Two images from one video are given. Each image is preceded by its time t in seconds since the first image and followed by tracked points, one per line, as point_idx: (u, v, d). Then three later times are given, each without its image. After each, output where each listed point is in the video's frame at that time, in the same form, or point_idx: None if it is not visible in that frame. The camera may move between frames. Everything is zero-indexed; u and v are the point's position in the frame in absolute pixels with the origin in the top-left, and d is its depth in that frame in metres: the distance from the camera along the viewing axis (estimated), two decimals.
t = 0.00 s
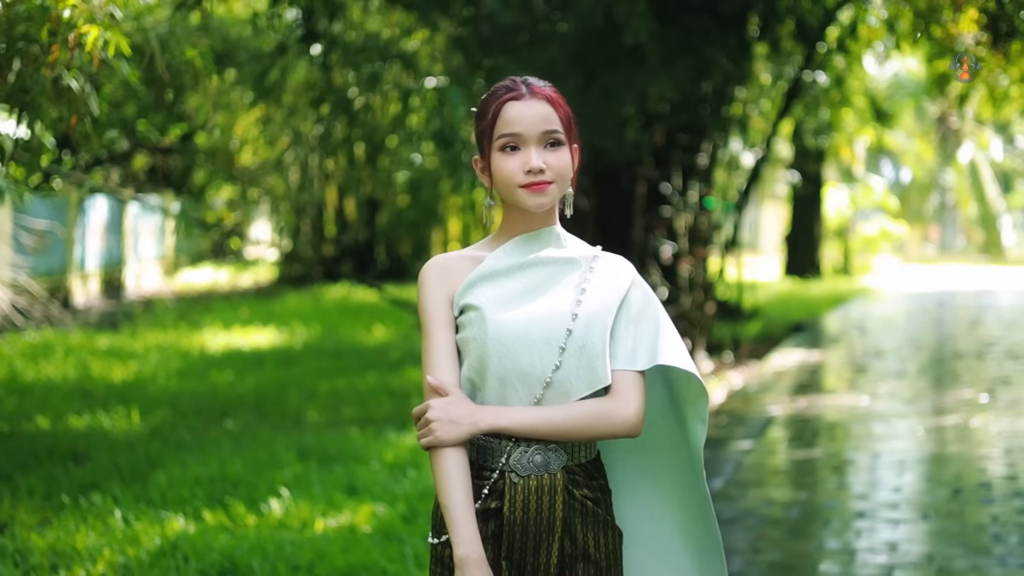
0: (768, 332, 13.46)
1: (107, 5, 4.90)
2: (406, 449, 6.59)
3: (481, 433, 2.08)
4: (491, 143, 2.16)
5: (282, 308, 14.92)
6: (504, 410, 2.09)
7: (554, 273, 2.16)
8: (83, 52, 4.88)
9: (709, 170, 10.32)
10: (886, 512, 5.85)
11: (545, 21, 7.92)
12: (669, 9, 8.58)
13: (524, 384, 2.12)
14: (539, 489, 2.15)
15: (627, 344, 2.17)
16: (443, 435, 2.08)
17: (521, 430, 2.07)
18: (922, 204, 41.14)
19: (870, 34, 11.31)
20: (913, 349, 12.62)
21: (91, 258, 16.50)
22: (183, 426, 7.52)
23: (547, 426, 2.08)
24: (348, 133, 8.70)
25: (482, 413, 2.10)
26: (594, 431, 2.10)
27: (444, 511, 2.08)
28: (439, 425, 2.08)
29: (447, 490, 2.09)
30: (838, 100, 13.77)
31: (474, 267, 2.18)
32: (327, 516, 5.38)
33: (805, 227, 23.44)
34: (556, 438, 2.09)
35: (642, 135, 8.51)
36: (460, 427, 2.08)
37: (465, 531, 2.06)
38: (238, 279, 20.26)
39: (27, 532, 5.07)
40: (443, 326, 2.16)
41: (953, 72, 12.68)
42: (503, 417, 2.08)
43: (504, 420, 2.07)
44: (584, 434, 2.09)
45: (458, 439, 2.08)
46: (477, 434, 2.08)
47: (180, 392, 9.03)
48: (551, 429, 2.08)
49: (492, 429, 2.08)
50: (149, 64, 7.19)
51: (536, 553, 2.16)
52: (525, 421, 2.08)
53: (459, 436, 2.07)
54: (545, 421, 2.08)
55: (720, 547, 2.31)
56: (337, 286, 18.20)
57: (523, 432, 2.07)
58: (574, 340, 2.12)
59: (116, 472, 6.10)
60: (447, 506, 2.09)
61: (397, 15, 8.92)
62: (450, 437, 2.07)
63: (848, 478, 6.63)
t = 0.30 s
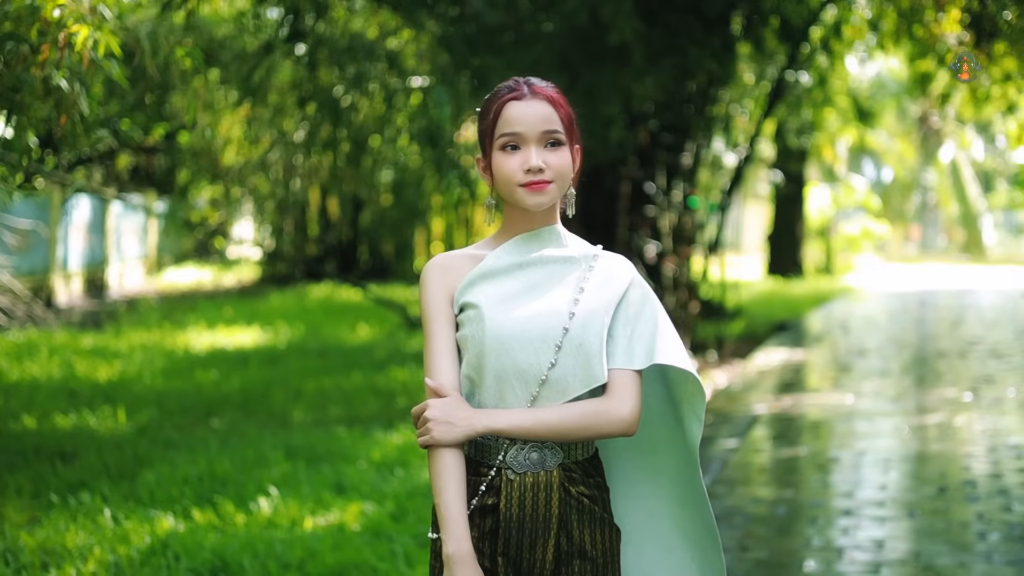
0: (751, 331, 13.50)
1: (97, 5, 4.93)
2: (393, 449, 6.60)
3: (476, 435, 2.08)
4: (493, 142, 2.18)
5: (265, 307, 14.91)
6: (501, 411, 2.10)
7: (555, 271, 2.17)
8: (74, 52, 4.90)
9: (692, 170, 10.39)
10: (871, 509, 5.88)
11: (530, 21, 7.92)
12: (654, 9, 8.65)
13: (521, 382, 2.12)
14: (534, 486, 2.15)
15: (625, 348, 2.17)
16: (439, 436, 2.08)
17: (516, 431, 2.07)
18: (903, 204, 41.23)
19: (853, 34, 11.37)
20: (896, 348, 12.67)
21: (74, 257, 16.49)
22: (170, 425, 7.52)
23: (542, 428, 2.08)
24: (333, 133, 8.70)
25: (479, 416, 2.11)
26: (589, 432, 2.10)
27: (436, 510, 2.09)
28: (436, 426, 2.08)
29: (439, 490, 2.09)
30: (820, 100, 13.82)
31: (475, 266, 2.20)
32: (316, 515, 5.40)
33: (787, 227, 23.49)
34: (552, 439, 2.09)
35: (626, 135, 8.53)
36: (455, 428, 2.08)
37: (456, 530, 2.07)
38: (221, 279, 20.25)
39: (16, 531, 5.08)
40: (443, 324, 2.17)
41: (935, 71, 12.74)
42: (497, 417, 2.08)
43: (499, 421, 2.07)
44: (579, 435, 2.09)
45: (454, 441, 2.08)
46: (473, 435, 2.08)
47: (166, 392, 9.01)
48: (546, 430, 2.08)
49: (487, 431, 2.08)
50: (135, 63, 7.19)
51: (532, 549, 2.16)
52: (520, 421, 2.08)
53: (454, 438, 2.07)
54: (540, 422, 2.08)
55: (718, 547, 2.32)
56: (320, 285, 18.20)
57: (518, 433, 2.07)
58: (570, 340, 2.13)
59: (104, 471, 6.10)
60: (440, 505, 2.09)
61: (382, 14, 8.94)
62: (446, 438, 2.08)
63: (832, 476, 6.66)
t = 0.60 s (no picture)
0: (734, 330, 13.54)
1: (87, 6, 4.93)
2: (378, 448, 6.61)
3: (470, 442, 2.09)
4: (490, 142, 2.19)
5: (248, 306, 14.91)
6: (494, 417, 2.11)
7: (550, 270, 2.18)
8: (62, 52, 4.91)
9: (675, 169, 10.48)
10: (855, 507, 5.91)
11: (514, 21, 8.04)
12: (639, 9, 8.67)
13: (514, 381, 2.13)
14: (527, 483, 2.15)
15: (619, 348, 2.18)
16: (433, 445, 2.09)
17: (509, 434, 2.08)
18: (884, 202, 41.34)
19: (835, 34, 11.43)
20: (878, 347, 12.72)
21: (56, 257, 16.46)
22: (155, 424, 7.53)
23: (534, 429, 2.08)
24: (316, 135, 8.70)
25: (474, 421, 2.11)
26: (582, 431, 2.11)
27: (429, 512, 2.09)
28: (430, 434, 2.09)
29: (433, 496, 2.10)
30: (802, 99, 13.88)
31: (472, 263, 2.21)
32: (303, 514, 5.41)
33: (769, 226, 23.54)
34: (546, 441, 2.09)
35: (609, 134, 8.57)
36: (449, 433, 2.09)
37: (448, 529, 2.07)
38: (203, 278, 20.22)
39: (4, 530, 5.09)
40: (439, 321, 2.19)
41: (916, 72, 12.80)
42: (490, 421, 2.09)
43: (491, 425, 2.08)
44: (571, 434, 2.10)
45: (448, 449, 2.09)
46: (468, 442, 2.09)
47: (150, 391, 9.00)
48: (537, 432, 2.08)
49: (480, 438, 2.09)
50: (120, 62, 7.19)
51: (525, 546, 2.15)
52: (513, 422, 2.08)
53: (448, 446, 2.08)
54: (531, 424, 2.08)
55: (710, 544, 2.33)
56: (303, 285, 18.20)
57: (510, 435, 2.08)
58: (563, 338, 2.13)
59: (90, 470, 6.12)
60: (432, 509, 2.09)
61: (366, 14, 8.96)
62: (440, 445, 2.08)
63: (815, 473, 6.70)
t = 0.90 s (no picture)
0: (719, 329, 13.57)
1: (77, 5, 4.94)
2: (366, 447, 6.62)
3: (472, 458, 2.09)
4: (491, 139, 2.21)
5: (232, 305, 14.91)
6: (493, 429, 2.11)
7: (547, 268, 2.19)
8: (52, 51, 4.91)
9: (660, 169, 10.55)
10: (842, 505, 5.94)
11: (501, 21, 8.08)
12: (624, 9, 8.70)
13: (510, 379, 2.14)
14: (524, 481, 2.16)
15: (615, 346, 2.19)
16: (435, 466, 2.09)
17: (508, 445, 2.09)
18: (866, 202, 41.44)
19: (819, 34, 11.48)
20: (862, 346, 12.75)
21: (39, 256, 16.45)
22: (142, 423, 7.53)
23: (530, 438, 2.09)
24: (302, 135, 8.70)
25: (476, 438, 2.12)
26: (577, 433, 2.12)
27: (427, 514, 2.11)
28: (431, 455, 2.10)
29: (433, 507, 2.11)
30: (786, 99, 13.93)
31: (470, 263, 2.23)
32: (292, 512, 5.42)
33: (752, 226, 23.58)
34: (544, 447, 2.10)
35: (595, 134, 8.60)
36: (450, 453, 2.10)
37: (445, 526, 2.09)
38: (187, 278, 20.22)
39: None
40: (440, 319, 2.21)
41: (899, 71, 12.86)
42: (489, 436, 2.10)
43: (490, 439, 2.09)
44: (567, 435, 2.11)
45: (450, 468, 2.10)
46: (469, 459, 2.10)
47: (136, 391, 9.00)
48: (533, 438, 2.09)
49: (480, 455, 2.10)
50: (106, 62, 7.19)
51: (521, 541, 2.16)
52: (511, 430, 2.10)
53: (450, 466, 2.09)
54: (528, 431, 2.09)
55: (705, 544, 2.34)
56: (288, 284, 18.21)
57: (508, 445, 2.09)
58: (559, 338, 2.15)
59: (78, 469, 6.13)
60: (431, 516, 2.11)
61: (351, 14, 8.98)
62: (442, 466, 2.09)
63: (801, 472, 6.73)
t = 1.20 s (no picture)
0: (704, 329, 13.61)
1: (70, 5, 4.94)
2: (356, 446, 6.65)
3: (476, 471, 2.11)
4: (495, 136, 2.23)
5: (218, 305, 14.93)
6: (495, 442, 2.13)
7: (547, 267, 2.21)
8: (45, 51, 4.91)
9: (646, 169, 10.56)
10: (829, 503, 5.97)
11: (488, 21, 8.13)
12: (612, 9, 8.73)
13: (511, 376, 2.16)
14: (523, 478, 2.18)
15: (615, 344, 2.21)
16: (441, 482, 2.10)
17: (512, 454, 2.11)
18: (851, 202, 41.51)
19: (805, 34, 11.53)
20: (847, 346, 12.79)
21: (24, 257, 16.44)
22: (131, 422, 7.54)
23: (532, 445, 2.12)
24: (289, 133, 8.72)
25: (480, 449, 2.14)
26: (577, 436, 2.14)
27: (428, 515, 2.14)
28: (436, 471, 2.11)
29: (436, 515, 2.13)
30: (771, 99, 13.97)
31: (471, 261, 2.25)
32: (283, 511, 5.44)
33: (737, 226, 23.63)
34: (544, 452, 2.12)
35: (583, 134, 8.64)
36: (454, 466, 2.11)
37: (445, 524, 2.11)
38: (173, 278, 20.21)
39: None
40: (442, 318, 2.24)
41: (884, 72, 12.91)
42: (493, 447, 2.12)
43: (493, 450, 2.11)
44: (567, 437, 2.13)
45: (455, 481, 2.11)
46: (474, 473, 2.11)
47: (124, 391, 9.02)
48: (535, 445, 2.12)
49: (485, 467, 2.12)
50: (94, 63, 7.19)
51: (521, 538, 2.18)
52: (513, 440, 2.12)
53: (455, 480, 2.10)
54: (529, 439, 2.12)
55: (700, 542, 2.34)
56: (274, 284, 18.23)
57: (512, 455, 2.11)
58: (559, 335, 2.17)
59: (69, 468, 6.14)
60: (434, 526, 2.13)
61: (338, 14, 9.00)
62: (447, 481, 2.11)
63: (789, 470, 6.76)
